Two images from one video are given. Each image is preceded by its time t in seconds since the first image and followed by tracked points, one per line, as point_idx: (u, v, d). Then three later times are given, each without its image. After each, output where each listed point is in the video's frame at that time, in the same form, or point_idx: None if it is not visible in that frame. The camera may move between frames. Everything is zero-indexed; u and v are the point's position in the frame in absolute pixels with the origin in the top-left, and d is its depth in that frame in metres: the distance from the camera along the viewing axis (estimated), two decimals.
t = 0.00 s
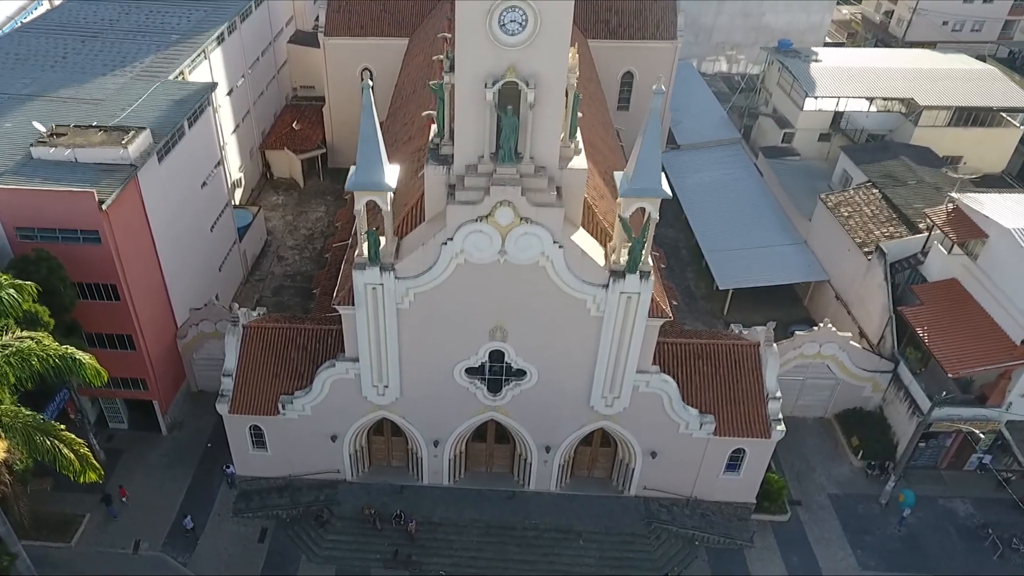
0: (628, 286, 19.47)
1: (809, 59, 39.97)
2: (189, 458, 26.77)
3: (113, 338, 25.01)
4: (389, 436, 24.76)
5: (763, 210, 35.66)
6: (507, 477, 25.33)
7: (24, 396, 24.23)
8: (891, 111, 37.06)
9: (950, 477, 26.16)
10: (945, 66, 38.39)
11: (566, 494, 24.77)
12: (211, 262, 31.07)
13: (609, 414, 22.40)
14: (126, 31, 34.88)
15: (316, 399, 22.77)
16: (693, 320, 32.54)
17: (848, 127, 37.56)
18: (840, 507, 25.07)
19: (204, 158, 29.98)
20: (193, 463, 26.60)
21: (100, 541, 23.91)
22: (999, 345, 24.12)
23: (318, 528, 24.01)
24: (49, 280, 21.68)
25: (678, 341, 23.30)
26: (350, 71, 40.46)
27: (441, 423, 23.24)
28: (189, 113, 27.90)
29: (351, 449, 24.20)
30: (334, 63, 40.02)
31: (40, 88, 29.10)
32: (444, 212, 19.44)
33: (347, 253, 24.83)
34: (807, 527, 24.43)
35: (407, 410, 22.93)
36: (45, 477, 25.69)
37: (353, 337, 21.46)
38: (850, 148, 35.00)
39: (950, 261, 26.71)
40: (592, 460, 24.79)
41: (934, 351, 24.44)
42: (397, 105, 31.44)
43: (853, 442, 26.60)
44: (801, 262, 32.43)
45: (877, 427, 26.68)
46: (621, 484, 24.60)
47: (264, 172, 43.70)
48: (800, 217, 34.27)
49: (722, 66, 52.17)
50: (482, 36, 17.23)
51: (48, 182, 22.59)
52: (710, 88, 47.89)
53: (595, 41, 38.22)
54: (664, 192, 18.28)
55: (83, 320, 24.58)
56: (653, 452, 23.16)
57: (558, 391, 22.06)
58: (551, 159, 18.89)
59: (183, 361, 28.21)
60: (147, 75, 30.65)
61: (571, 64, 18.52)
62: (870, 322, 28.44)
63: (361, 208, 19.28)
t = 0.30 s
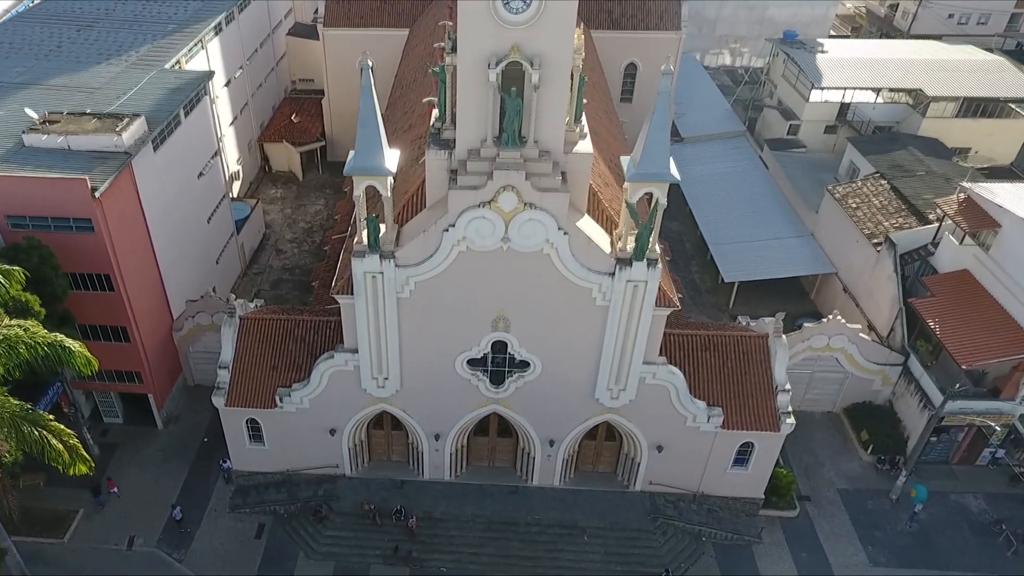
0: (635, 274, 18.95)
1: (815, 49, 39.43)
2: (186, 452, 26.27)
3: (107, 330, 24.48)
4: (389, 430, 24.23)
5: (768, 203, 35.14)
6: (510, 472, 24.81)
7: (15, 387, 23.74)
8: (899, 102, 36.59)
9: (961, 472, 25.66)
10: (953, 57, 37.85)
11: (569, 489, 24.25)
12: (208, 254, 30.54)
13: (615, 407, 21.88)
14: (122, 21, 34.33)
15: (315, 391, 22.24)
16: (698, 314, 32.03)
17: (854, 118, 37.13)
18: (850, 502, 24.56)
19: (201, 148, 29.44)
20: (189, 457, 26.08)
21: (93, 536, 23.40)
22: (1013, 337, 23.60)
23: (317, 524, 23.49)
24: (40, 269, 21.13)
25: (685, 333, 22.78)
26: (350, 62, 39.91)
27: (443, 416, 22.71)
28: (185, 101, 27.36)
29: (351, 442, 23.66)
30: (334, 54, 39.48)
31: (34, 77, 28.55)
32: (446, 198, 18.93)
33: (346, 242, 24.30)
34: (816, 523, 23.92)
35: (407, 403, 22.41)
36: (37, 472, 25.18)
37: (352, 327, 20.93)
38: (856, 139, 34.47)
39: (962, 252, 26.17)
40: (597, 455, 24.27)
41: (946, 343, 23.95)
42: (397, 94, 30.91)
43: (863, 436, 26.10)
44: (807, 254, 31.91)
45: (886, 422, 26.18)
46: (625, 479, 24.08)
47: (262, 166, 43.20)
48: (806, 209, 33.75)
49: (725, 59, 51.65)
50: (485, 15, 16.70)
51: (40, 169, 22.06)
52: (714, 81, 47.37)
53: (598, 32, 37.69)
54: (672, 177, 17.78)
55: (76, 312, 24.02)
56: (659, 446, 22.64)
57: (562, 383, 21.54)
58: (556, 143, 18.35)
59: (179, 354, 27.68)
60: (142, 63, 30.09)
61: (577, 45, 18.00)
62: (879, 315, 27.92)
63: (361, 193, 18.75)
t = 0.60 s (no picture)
0: (642, 261, 18.38)
1: (822, 40, 38.83)
2: (181, 447, 25.69)
3: (100, 321, 23.91)
4: (389, 423, 23.65)
5: (775, 195, 34.56)
6: (513, 467, 24.24)
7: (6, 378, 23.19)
8: (907, 93, 36.03)
9: (975, 467, 25.07)
10: (963, 47, 37.22)
11: (574, 485, 23.67)
12: (205, 245, 29.95)
13: (621, 400, 21.30)
14: (117, 10, 33.74)
15: (313, 383, 21.66)
16: (704, 307, 31.45)
17: (862, 109, 36.70)
18: (861, 498, 23.99)
19: (197, 137, 28.87)
20: (185, 452, 25.50)
21: (86, 532, 22.83)
22: None
23: (315, 520, 22.91)
24: (30, 257, 20.54)
25: (693, 324, 22.19)
26: (349, 53, 39.30)
27: (444, 409, 22.13)
28: (181, 89, 26.77)
29: (350, 436, 23.09)
30: (333, 44, 38.88)
31: (27, 65, 27.97)
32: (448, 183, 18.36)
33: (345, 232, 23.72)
34: (827, 519, 23.35)
35: (408, 396, 21.84)
36: (29, 467, 24.62)
37: (351, 317, 20.35)
38: (864, 130, 33.88)
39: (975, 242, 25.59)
40: (602, 449, 23.70)
41: (959, 335, 23.38)
42: (397, 83, 30.32)
43: (874, 430, 25.54)
44: (815, 246, 31.33)
45: (898, 416, 25.61)
46: (631, 474, 23.51)
47: (261, 159, 42.62)
48: (814, 201, 33.16)
49: (730, 52, 51.09)
50: None
51: (31, 156, 21.49)
52: (718, 73, 46.79)
53: (601, 22, 37.09)
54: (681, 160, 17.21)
55: (68, 303, 23.44)
56: (666, 440, 22.06)
57: (567, 374, 20.96)
58: (562, 126, 17.77)
59: (175, 347, 27.10)
60: (137, 52, 29.51)
61: (583, 24, 17.40)
62: (890, 307, 27.35)
63: (360, 177, 18.17)
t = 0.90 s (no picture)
0: (649, 247, 17.82)
1: (828, 30, 38.23)
2: (175, 442, 25.10)
3: (92, 312, 23.31)
4: (388, 417, 23.07)
5: (781, 186, 33.95)
6: (514, 462, 23.65)
7: None
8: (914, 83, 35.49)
9: (988, 461, 24.51)
10: (971, 36, 36.63)
11: (578, 479, 23.09)
12: (200, 236, 29.36)
13: (626, 392, 20.72)
14: None
15: (309, 375, 21.07)
16: (709, 300, 30.84)
17: (868, 100, 36.10)
18: (871, 493, 23.42)
19: (192, 126, 28.28)
20: (179, 447, 24.91)
21: (76, 529, 22.23)
22: None
23: (312, 516, 22.31)
24: (17, 244, 19.91)
25: (701, 314, 21.60)
26: (348, 43, 38.69)
27: (445, 401, 21.54)
28: (175, 75, 26.18)
29: (348, 430, 22.49)
30: (331, 35, 38.28)
31: (18, 51, 27.34)
32: (448, 166, 17.77)
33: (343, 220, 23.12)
34: (837, 515, 22.78)
35: (407, 388, 21.25)
36: (19, 462, 24.03)
37: (348, 306, 19.75)
38: (872, 120, 33.29)
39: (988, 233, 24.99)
40: (606, 443, 23.11)
41: (974, 326, 22.74)
42: (396, 71, 29.74)
43: (884, 424, 24.96)
44: (823, 238, 30.76)
45: (909, 409, 25.04)
46: (636, 469, 22.93)
47: (258, 151, 42.01)
48: (821, 192, 32.58)
49: (733, 45, 50.45)
50: None
51: (20, 141, 20.89)
52: (722, 66, 46.17)
53: (604, 12, 36.45)
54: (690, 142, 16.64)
55: (58, 293, 22.86)
56: (672, 433, 21.48)
57: (571, 365, 20.37)
58: (566, 107, 17.19)
59: (169, 340, 26.50)
60: (131, 39, 28.89)
61: None
62: (900, 298, 26.76)
63: (357, 160, 17.60)
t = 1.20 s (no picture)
0: (657, 232, 17.24)
1: (834, 20, 37.64)
2: (169, 436, 24.51)
3: (83, 302, 22.72)
4: (388, 410, 22.48)
5: (788, 177, 33.36)
6: (517, 456, 23.07)
7: None
8: (923, 73, 34.79)
9: (1002, 456, 23.92)
10: (980, 26, 36.03)
11: (582, 474, 22.50)
12: (196, 227, 28.77)
13: (633, 383, 20.12)
14: None
15: (306, 366, 20.47)
16: (715, 292, 30.24)
17: (876, 91, 35.33)
18: (883, 489, 22.83)
19: (187, 114, 27.69)
20: (173, 441, 24.31)
21: (66, 524, 21.64)
22: None
23: (309, 511, 21.72)
24: (5, 230, 19.31)
25: (709, 304, 21.00)
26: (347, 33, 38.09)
27: (446, 394, 20.95)
28: (170, 61, 25.60)
29: (346, 423, 21.90)
30: (330, 24, 37.69)
31: (9, 37, 26.73)
32: (450, 148, 17.18)
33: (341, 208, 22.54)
34: (848, 510, 22.19)
35: (407, 379, 20.66)
36: (9, 456, 23.44)
37: (346, 295, 19.15)
38: (880, 110, 32.69)
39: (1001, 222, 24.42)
40: (611, 437, 22.52)
41: (988, 317, 22.11)
42: (396, 59, 29.18)
43: (896, 418, 24.38)
44: (831, 229, 30.17)
45: (921, 402, 24.45)
46: (642, 463, 22.34)
47: (256, 144, 41.43)
48: (828, 183, 31.98)
49: (737, 37, 49.86)
50: None
51: (9, 125, 20.30)
52: (726, 57, 45.60)
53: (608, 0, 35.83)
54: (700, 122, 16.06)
55: (48, 282, 22.26)
56: (680, 426, 20.88)
57: (576, 356, 19.78)
58: (572, 86, 16.60)
59: (163, 332, 25.89)
60: (126, 25, 28.29)
61: None
62: (911, 290, 26.18)
63: (355, 142, 17.01)
